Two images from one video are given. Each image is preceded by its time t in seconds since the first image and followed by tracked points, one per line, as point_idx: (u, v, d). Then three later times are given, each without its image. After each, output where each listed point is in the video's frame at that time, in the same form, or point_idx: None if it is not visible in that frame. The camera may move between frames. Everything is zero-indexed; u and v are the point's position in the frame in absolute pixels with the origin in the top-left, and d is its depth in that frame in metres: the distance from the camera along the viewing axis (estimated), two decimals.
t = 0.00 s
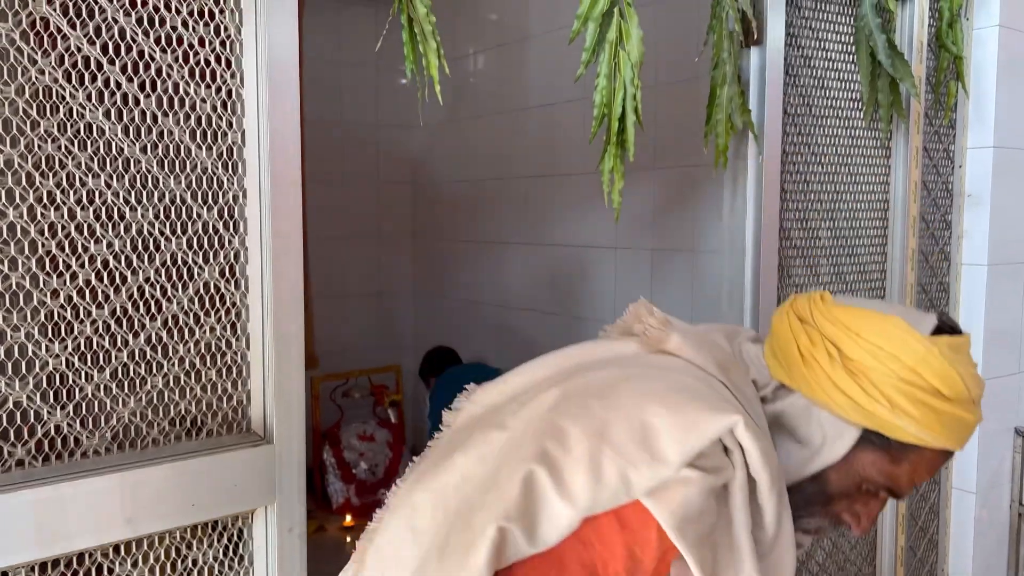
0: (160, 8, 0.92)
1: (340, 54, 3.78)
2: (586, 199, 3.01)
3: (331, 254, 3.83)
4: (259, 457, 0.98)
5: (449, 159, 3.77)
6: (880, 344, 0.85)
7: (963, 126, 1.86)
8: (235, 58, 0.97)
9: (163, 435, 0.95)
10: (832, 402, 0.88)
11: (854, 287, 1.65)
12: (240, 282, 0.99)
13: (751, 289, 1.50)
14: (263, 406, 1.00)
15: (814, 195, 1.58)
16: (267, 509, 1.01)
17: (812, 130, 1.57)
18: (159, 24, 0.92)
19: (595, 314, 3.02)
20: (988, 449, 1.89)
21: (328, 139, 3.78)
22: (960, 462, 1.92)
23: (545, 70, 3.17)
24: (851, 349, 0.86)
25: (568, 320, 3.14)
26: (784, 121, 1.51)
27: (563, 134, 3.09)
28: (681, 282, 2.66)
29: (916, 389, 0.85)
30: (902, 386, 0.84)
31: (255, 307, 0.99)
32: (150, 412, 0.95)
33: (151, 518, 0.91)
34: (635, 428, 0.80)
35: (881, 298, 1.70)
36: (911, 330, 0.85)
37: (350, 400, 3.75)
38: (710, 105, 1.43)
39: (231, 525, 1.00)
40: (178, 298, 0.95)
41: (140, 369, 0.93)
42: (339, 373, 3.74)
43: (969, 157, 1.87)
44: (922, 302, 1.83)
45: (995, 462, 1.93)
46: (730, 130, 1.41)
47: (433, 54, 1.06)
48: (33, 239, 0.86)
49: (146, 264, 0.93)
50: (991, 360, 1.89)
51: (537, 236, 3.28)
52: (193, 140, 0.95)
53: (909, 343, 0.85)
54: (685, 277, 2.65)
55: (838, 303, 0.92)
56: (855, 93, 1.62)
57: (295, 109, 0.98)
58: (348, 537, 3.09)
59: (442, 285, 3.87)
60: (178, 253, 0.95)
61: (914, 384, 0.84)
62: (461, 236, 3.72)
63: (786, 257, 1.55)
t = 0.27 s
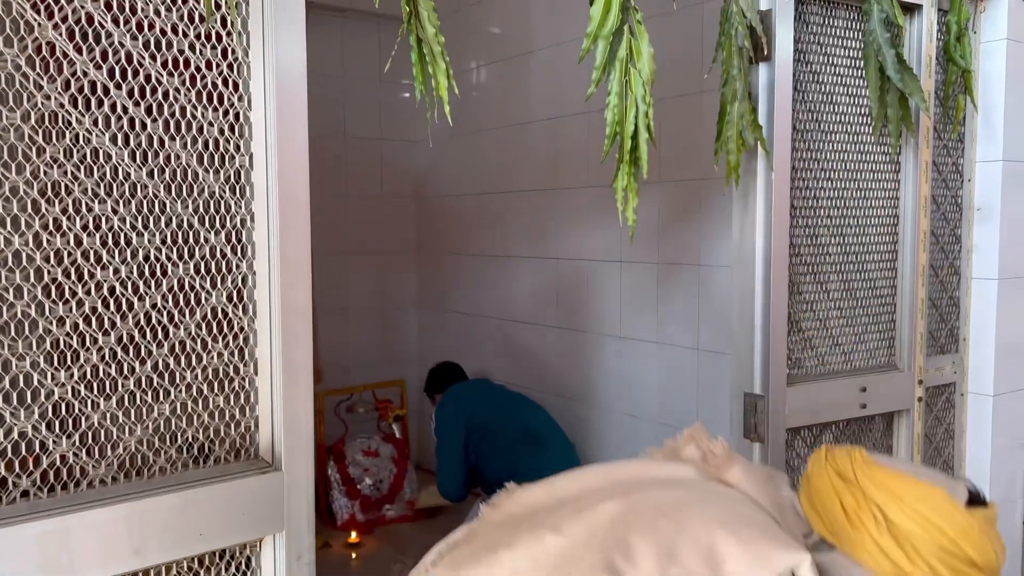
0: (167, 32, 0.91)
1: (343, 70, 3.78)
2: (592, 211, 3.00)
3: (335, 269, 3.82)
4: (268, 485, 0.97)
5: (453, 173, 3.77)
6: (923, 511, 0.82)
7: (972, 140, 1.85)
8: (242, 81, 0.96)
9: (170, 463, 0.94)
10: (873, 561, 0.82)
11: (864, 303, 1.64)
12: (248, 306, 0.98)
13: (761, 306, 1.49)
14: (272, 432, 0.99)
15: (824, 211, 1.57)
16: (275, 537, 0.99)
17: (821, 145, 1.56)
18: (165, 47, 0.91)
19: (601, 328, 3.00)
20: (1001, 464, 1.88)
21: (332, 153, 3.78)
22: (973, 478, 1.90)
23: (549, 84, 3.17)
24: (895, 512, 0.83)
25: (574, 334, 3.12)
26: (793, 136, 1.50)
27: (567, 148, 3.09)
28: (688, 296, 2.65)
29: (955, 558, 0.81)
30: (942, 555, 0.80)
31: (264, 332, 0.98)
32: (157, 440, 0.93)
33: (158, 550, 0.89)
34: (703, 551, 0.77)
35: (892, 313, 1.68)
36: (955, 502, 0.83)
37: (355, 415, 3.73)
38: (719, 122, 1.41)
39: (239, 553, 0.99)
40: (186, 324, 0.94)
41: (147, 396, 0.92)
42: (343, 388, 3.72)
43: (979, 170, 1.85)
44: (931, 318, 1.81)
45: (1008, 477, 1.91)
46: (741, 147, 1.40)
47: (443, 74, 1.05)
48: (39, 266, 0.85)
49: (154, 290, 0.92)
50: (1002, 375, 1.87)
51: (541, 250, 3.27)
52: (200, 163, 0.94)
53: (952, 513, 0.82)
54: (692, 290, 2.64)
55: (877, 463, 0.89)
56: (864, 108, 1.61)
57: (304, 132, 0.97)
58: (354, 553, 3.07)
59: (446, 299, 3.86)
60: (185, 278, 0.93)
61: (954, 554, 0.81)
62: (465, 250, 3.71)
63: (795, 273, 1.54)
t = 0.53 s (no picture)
0: (181, 47, 0.91)
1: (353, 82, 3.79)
2: (602, 223, 2.99)
3: (344, 280, 3.82)
4: (280, 501, 0.96)
5: (462, 185, 3.77)
6: None
7: (985, 151, 1.84)
8: (255, 96, 0.96)
9: (182, 479, 0.93)
10: None
11: (878, 316, 1.62)
12: (260, 321, 0.98)
13: (775, 319, 1.47)
14: (284, 448, 0.98)
15: (837, 223, 1.56)
16: (287, 554, 0.98)
17: (834, 158, 1.55)
18: (179, 63, 0.91)
19: (611, 340, 2.99)
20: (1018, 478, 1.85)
21: (341, 165, 3.79)
22: (989, 492, 1.88)
23: (559, 96, 3.17)
24: None
25: (584, 346, 3.11)
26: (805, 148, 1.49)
27: (577, 159, 3.09)
28: (699, 308, 2.64)
29: None
30: None
31: (276, 347, 0.97)
32: (169, 456, 0.93)
33: (170, 568, 0.89)
34: None
35: (906, 326, 1.67)
36: None
37: (363, 427, 3.72)
38: (733, 134, 1.40)
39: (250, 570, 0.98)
40: (198, 340, 0.94)
41: (159, 411, 0.92)
42: (352, 400, 3.71)
43: (993, 182, 1.84)
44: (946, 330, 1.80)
45: None
46: (756, 159, 1.38)
47: (452, 90, 1.04)
48: (52, 282, 0.84)
49: (166, 306, 0.91)
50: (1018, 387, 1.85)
51: (551, 261, 3.26)
52: (213, 178, 0.94)
53: None
54: (703, 302, 2.63)
55: None
56: (877, 120, 1.60)
57: (316, 146, 0.96)
58: (363, 566, 3.06)
59: (455, 311, 3.86)
60: (197, 293, 0.93)
61: None
62: (474, 262, 3.71)
63: (809, 286, 1.53)
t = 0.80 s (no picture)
0: (174, 22, 0.89)
1: (358, 81, 3.79)
2: (607, 220, 2.97)
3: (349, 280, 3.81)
4: (272, 487, 0.94)
5: (467, 184, 3.75)
6: None
7: (996, 143, 1.81)
8: (249, 73, 0.94)
9: (172, 463, 0.91)
10: None
11: (887, 308, 1.60)
12: (254, 303, 0.96)
13: (781, 311, 1.44)
14: (277, 432, 0.96)
15: (845, 213, 1.53)
16: (280, 541, 0.96)
17: (841, 147, 1.52)
18: (172, 38, 0.89)
19: (616, 338, 2.96)
20: None
21: (346, 164, 3.78)
22: (1000, 490, 1.85)
23: (563, 93, 3.15)
24: None
25: (589, 345, 3.09)
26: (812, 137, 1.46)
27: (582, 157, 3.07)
28: (704, 306, 2.61)
29: None
30: None
31: (270, 329, 0.95)
32: (159, 440, 0.91)
33: (159, 552, 0.87)
34: None
35: (915, 319, 1.64)
36: None
37: (368, 427, 3.70)
38: (737, 122, 1.39)
39: (243, 557, 0.96)
40: (190, 321, 0.92)
41: (149, 393, 0.90)
42: (356, 400, 3.69)
43: (1004, 174, 1.81)
44: (956, 325, 1.77)
45: None
46: (760, 147, 1.36)
47: (451, 69, 1.02)
48: (40, 259, 0.83)
49: (157, 285, 0.89)
50: None
51: (556, 260, 3.24)
52: (206, 156, 0.92)
53: None
54: (709, 300, 2.60)
55: None
56: (886, 110, 1.57)
57: (310, 124, 0.95)
58: (366, 566, 3.04)
59: (460, 311, 3.84)
60: (189, 272, 0.91)
61: None
62: (479, 261, 3.69)
63: (816, 277, 1.50)
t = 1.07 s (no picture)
0: None
1: (352, 71, 3.76)
2: (601, 210, 2.93)
3: (342, 272, 3.77)
4: (239, 464, 0.91)
5: (461, 176, 3.72)
6: None
7: (995, 126, 1.77)
8: (215, 34, 0.91)
9: (133, 437, 0.88)
10: None
11: (882, 291, 1.56)
12: (220, 273, 0.92)
13: (773, 292, 1.41)
14: (244, 408, 0.93)
15: (839, 193, 1.49)
16: (248, 520, 0.93)
17: (835, 126, 1.49)
18: None
19: (610, 330, 2.93)
20: None
21: (340, 155, 3.74)
22: (998, 480, 1.81)
23: (558, 82, 3.12)
24: None
25: (583, 337, 3.05)
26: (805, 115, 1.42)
27: (577, 147, 3.03)
28: (699, 295, 2.58)
29: None
30: None
31: (237, 301, 0.92)
32: (120, 413, 0.87)
33: (117, 529, 0.83)
34: None
35: (911, 303, 1.60)
36: None
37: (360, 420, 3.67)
38: (727, 98, 1.35)
39: (209, 538, 0.93)
40: (153, 290, 0.89)
41: (108, 364, 0.86)
42: (349, 393, 3.66)
43: (1002, 158, 1.77)
44: (953, 310, 1.73)
45: None
46: (750, 123, 1.33)
47: (429, 32, 1.00)
48: None
49: (116, 252, 0.86)
50: None
51: (550, 251, 3.21)
52: (169, 120, 0.89)
53: None
54: (703, 289, 2.56)
55: None
56: (881, 88, 1.54)
57: (278, 89, 0.91)
58: (357, 560, 3.00)
59: (454, 303, 3.81)
60: (151, 240, 0.88)
61: None
62: (473, 253, 3.65)
63: (809, 258, 1.46)
